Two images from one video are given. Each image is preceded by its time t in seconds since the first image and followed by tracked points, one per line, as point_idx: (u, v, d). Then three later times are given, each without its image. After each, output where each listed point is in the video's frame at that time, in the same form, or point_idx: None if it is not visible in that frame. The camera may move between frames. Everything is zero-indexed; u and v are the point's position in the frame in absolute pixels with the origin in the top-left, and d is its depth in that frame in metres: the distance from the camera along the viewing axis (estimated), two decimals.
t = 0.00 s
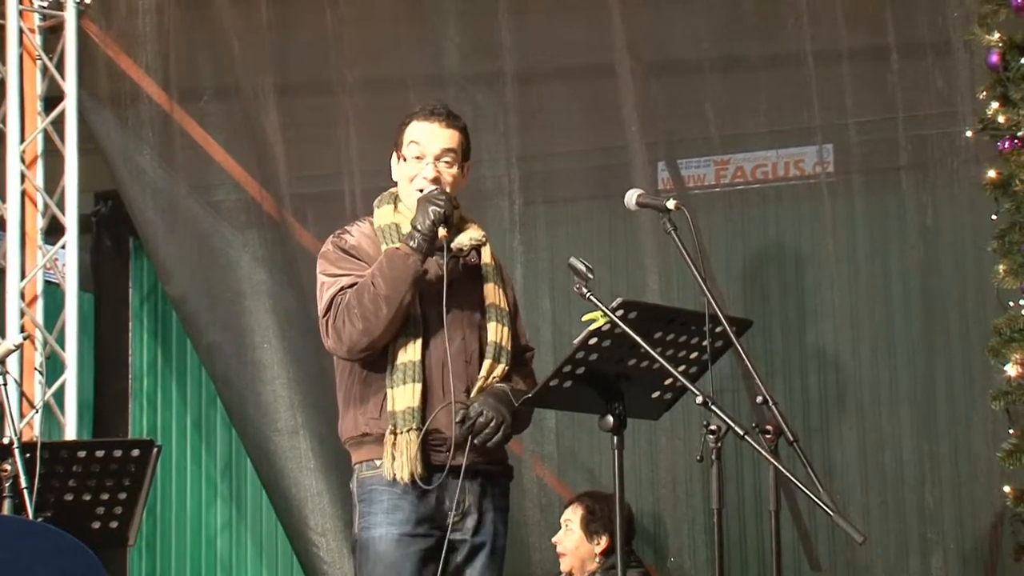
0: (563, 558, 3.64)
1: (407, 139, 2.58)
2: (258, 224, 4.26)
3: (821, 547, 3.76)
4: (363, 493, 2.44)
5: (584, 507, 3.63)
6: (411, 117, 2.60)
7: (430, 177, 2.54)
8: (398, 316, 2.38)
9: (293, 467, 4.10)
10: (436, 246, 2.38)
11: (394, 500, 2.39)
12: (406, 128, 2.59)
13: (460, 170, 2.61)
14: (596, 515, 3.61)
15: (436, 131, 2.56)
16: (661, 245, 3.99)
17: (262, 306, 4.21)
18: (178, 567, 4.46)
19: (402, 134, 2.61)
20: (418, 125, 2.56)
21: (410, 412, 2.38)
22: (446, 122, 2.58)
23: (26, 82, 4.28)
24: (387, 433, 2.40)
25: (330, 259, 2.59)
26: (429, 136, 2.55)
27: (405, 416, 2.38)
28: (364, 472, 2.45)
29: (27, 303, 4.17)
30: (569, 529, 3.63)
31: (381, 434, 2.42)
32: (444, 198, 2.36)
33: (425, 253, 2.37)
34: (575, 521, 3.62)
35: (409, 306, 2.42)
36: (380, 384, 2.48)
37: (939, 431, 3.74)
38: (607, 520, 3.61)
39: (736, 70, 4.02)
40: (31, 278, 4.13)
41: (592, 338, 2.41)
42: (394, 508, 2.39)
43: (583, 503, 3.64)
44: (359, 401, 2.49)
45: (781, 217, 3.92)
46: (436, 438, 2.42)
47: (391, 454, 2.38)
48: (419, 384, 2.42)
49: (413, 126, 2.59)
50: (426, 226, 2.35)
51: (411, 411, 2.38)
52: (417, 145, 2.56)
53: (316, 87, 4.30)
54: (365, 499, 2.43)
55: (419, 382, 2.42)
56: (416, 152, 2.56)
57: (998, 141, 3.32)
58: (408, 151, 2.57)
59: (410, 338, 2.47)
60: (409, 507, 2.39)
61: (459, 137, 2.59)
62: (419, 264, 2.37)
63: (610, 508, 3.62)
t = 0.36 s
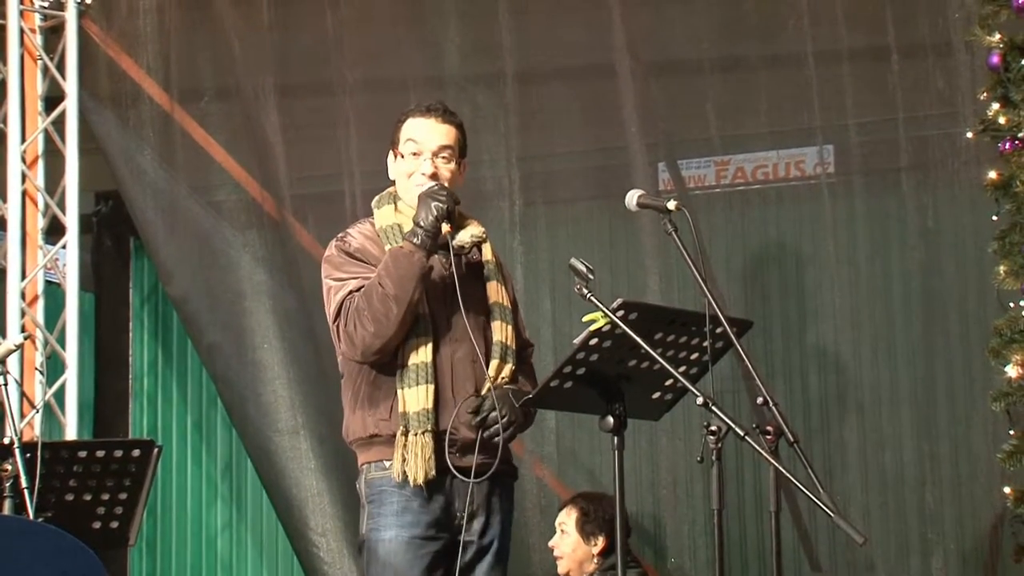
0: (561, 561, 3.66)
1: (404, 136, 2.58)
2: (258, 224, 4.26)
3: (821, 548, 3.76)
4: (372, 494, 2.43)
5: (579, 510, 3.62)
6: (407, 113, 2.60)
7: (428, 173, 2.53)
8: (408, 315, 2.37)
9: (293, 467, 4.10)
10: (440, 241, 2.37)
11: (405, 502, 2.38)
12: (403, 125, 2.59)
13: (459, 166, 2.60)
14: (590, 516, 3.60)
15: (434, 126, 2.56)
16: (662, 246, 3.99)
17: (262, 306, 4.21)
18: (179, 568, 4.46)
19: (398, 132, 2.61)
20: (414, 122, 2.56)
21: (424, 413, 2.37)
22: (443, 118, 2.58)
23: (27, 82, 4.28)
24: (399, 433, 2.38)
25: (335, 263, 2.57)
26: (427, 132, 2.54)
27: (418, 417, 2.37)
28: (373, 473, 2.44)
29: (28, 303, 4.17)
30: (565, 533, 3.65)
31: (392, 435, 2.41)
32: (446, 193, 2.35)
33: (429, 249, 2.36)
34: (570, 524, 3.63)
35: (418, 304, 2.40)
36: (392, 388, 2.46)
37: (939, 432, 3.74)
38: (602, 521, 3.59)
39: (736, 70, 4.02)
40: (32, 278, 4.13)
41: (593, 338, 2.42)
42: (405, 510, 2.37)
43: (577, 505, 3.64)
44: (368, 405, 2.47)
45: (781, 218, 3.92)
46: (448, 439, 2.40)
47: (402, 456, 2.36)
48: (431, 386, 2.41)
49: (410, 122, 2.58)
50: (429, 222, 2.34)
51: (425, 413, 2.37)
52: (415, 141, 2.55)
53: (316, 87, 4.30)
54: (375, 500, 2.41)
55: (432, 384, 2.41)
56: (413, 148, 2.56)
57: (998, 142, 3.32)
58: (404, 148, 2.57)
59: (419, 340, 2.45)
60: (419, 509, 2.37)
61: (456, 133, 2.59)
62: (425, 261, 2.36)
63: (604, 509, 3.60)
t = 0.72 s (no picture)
0: (558, 564, 3.63)
1: (402, 130, 2.57)
2: (260, 224, 4.26)
3: (823, 547, 3.76)
4: (382, 490, 2.42)
5: (572, 510, 3.63)
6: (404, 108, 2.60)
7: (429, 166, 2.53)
8: (417, 312, 2.35)
9: (295, 467, 4.10)
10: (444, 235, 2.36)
11: (417, 498, 2.38)
12: (402, 117, 2.59)
13: (458, 158, 2.60)
14: (584, 515, 3.62)
15: (433, 119, 2.56)
16: (663, 245, 3.99)
17: (264, 306, 4.21)
18: (180, 567, 4.47)
19: (396, 125, 2.60)
20: (413, 114, 2.56)
21: (439, 413, 2.38)
22: (441, 111, 2.58)
23: (28, 81, 4.28)
24: (413, 433, 2.38)
25: (338, 265, 2.56)
26: (426, 125, 2.54)
27: (434, 418, 2.37)
28: (382, 470, 2.43)
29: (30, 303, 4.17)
30: (560, 535, 3.64)
31: (404, 434, 2.40)
32: (449, 187, 2.33)
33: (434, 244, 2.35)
34: (565, 524, 3.63)
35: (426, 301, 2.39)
36: (402, 388, 2.45)
37: (941, 432, 3.74)
38: (596, 520, 3.60)
39: (737, 70, 4.02)
40: (34, 277, 4.13)
41: (594, 338, 2.41)
42: (417, 506, 2.37)
43: (570, 505, 3.65)
44: (376, 405, 2.44)
45: (782, 218, 3.91)
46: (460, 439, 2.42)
47: (418, 457, 2.36)
48: (444, 386, 2.41)
49: (409, 115, 2.58)
50: (433, 216, 2.33)
51: (440, 413, 2.38)
52: (414, 134, 2.55)
53: (318, 87, 4.30)
54: (386, 496, 2.41)
55: (444, 384, 2.42)
56: (413, 141, 2.56)
57: (999, 142, 3.31)
58: (404, 141, 2.57)
59: (430, 338, 2.45)
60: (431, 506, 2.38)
61: (454, 125, 2.59)
62: (431, 256, 2.34)
63: (596, 507, 3.63)
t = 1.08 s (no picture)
0: (559, 563, 3.65)
1: (401, 124, 2.55)
2: (261, 225, 4.27)
3: (824, 548, 3.76)
4: (397, 492, 2.37)
5: (573, 510, 3.64)
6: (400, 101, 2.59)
7: (432, 161, 2.53)
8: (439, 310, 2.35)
9: (297, 468, 4.10)
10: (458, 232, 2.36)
11: (438, 499, 2.37)
12: (399, 112, 2.56)
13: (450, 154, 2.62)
14: (584, 515, 3.62)
15: (432, 115, 2.57)
16: (663, 245, 3.99)
17: (265, 307, 4.22)
18: (182, 568, 4.47)
19: (392, 118, 2.58)
20: (411, 110, 2.55)
21: (457, 413, 2.38)
22: (436, 107, 2.59)
23: (28, 82, 4.28)
24: (433, 434, 2.37)
25: (345, 263, 2.48)
26: (428, 121, 2.55)
27: (452, 418, 2.37)
28: (394, 469, 2.39)
29: (31, 304, 4.17)
30: (561, 534, 3.64)
31: (420, 434, 2.38)
32: (461, 181, 2.33)
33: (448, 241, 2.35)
34: (565, 524, 3.64)
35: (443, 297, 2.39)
36: (416, 387, 2.41)
37: (942, 432, 3.74)
38: (597, 520, 3.60)
39: (737, 70, 4.02)
40: (35, 278, 4.14)
41: (595, 338, 2.42)
42: (438, 507, 2.36)
43: (571, 505, 3.65)
44: (390, 406, 2.39)
45: (783, 218, 3.92)
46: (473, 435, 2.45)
47: (441, 458, 2.37)
48: (459, 384, 2.42)
49: (406, 110, 2.56)
50: (449, 213, 2.31)
51: (457, 413, 2.39)
52: (415, 130, 2.54)
53: (318, 87, 4.30)
54: (404, 498, 2.36)
55: (460, 382, 2.42)
56: (414, 137, 2.54)
57: (1000, 141, 3.31)
58: (403, 137, 2.55)
59: (444, 336, 2.44)
60: (451, 507, 2.38)
61: (449, 122, 2.61)
62: (448, 253, 2.34)
63: (597, 507, 3.62)
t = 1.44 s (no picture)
0: (554, 565, 3.63)
1: (399, 122, 2.52)
2: (260, 226, 4.27)
3: (824, 549, 3.76)
4: (384, 494, 2.33)
5: (570, 512, 3.63)
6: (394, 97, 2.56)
7: (428, 162, 2.54)
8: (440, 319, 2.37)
9: (297, 469, 4.11)
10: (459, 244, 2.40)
11: (425, 502, 2.35)
12: (395, 109, 2.53)
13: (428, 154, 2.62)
14: (581, 518, 3.62)
15: (424, 115, 2.57)
16: (663, 246, 3.99)
17: (264, 309, 4.22)
18: (181, 569, 4.47)
19: (388, 115, 2.54)
20: (405, 108, 2.54)
21: (449, 417, 2.39)
22: (425, 107, 2.59)
23: (27, 85, 4.29)
24: (426, 438, 2.36)
25: (341, 263, 2.35)
26: (423, 121, 2.55)
27: (446, 421, 2.37)
28: (380, 469, 2.34)
29: (30, 306, 4.17)
30: (558, 536, 3.64)
31: (406, 434, 2.35)
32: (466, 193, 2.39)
33: (452, 252, 2.38)
34: (562, 525, 3.63)
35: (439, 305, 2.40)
36: (403, 389, 2.37)
37: (941, 432, 3.74)
38: (594, 522, 3.60)
39: (736, 71, 4.03)
40: (34, 280, 4.14)
41: (593, 340, 2.42)
42: (425, 510, 2.35)
43: (569, 507, 3.65)
44: (377, 407, 2.34)
45: (782, 219, 3.92)
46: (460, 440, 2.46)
47: (434, 463, 2.35)
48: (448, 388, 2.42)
49: (401, 108, 2.55)
50: (461, 225, 2.35)
51: (450, 417, 2.39)
52: (412, 128, 2.53)
53: (316, 89, 4.30)
54: (391, 501, 2.33)
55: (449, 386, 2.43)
56: (411, 135, 2.52)
57: (998, 141, 3.31)
58: (402, 133, 2.52)
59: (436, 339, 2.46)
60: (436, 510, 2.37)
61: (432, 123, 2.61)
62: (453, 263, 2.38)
63: (595, 510, 3.62)
